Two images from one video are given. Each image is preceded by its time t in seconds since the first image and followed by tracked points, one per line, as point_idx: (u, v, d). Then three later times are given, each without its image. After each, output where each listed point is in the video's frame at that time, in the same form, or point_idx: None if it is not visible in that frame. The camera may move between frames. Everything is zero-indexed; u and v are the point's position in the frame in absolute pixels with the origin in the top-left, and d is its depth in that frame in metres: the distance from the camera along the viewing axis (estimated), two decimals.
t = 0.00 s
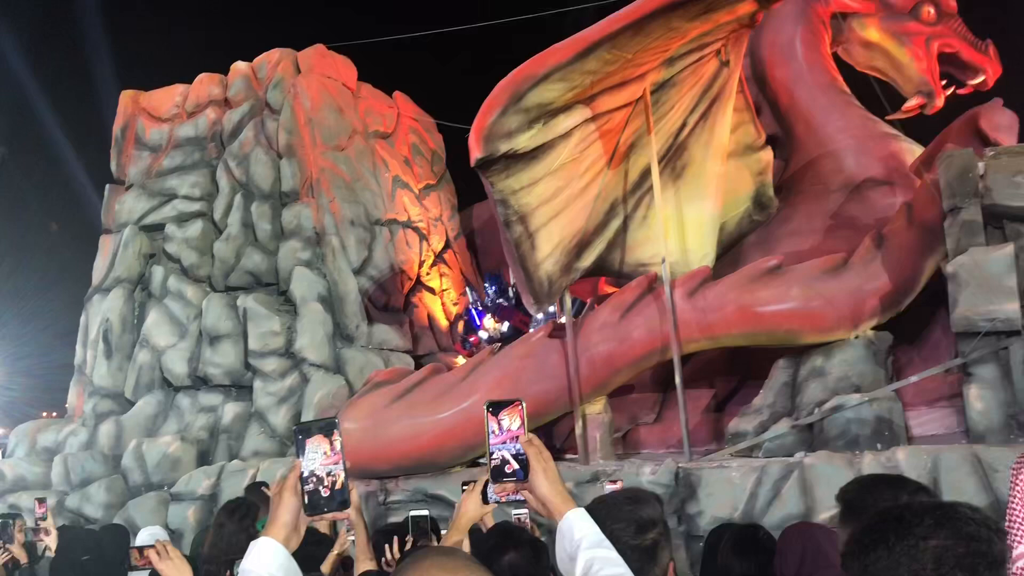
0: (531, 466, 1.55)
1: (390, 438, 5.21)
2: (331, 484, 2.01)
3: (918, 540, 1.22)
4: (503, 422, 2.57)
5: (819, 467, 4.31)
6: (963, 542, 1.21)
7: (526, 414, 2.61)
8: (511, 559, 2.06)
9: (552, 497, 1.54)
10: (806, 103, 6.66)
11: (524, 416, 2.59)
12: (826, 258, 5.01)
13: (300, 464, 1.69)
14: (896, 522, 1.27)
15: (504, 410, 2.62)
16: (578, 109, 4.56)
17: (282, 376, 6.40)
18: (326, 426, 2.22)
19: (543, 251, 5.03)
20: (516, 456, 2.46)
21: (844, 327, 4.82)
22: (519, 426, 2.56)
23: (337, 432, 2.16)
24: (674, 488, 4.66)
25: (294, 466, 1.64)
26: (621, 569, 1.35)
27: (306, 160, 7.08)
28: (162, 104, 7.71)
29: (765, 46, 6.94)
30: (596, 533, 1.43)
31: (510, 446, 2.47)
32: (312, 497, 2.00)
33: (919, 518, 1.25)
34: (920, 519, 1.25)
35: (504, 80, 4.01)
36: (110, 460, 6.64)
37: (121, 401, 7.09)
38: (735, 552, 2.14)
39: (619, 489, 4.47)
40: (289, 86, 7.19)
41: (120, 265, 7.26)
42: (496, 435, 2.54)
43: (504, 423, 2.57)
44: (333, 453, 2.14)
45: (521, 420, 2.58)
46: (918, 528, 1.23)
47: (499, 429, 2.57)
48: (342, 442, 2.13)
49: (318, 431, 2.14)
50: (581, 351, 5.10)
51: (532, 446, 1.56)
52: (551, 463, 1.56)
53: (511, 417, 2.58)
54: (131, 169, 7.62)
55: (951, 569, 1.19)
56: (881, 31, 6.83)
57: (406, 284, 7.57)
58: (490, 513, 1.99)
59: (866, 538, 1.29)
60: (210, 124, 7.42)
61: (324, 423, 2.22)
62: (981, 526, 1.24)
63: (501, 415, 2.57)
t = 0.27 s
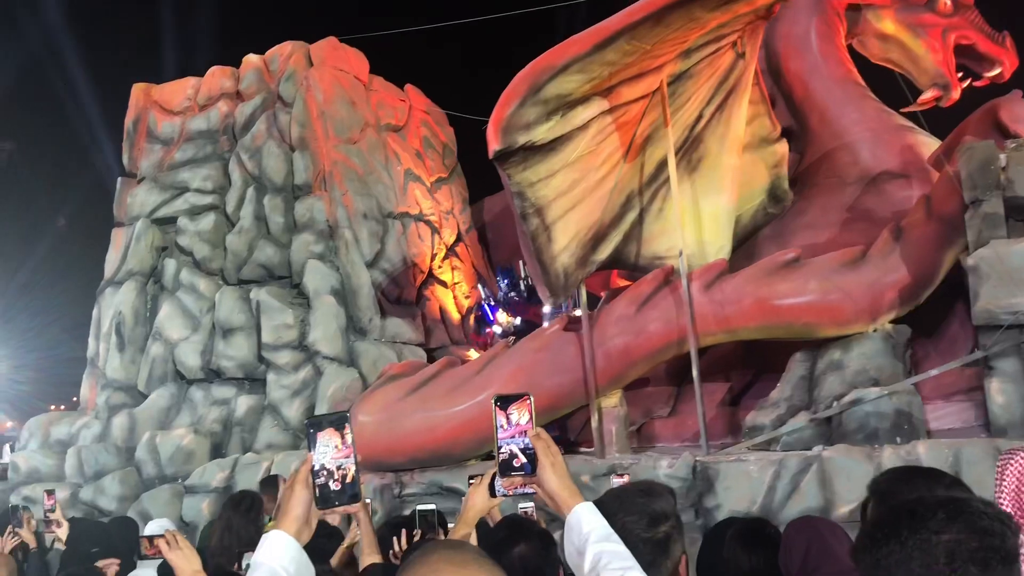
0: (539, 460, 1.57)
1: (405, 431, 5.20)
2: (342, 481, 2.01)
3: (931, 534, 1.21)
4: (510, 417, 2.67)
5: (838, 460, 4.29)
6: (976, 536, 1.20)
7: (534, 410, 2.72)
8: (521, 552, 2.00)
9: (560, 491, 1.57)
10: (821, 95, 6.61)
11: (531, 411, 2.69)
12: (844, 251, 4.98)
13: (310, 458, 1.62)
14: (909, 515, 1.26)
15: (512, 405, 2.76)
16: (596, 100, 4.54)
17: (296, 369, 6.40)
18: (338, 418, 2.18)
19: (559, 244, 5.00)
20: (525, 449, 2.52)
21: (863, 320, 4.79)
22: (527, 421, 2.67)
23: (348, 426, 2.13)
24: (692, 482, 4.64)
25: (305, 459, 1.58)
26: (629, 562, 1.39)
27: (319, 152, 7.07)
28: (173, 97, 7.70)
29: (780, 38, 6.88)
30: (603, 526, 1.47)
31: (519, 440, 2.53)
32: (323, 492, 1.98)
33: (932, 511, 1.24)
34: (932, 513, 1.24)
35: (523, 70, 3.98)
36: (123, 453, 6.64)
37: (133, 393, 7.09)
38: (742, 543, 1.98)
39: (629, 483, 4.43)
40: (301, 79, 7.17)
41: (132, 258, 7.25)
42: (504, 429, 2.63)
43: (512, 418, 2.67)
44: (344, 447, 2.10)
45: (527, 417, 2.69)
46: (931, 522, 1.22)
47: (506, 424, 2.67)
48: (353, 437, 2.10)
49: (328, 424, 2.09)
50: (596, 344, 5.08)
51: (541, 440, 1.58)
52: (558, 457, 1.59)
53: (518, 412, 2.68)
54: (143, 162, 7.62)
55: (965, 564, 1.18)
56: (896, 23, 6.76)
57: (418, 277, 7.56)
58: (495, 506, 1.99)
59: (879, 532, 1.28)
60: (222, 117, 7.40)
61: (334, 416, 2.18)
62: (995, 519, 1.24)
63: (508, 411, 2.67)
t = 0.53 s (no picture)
0: (549, 458, 1.57)
1: (418, 427, 5.19)
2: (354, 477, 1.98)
3: (942, 532, 1.19)
4: (520, 413, 2.61)
5: (856, 457, 4.27)
6: (987, 534, 1.17)
7: (545, 406, 2.64)
8: (527, 547, 1.99)
9: (569, 488, 1.56)
10: (835, 90, 6.57)
11: (542, 406, 2.62)
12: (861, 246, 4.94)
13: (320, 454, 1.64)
14: (918, 512, 1.24)
15: (523, 401, 2.69)
16: (613, 94, 4.51)
17: (309, 364, 6.39)
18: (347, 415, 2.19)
19: (574, 239, 4.97)
20: (534, 447, 2.49)
21: (880, 316, 4.75)
22: (537, 417, 2.60)
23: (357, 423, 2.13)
24: (708, 478, 4.61)
25: (315, 455, 1.59)
26: (638, 558, 1.37)
27: (331, 148, 7.06)
28: (185, 92, 7.70)
29: (793, 33, 6.86)
30: (612, 523, 1.46)
31: (529, 437, 2.51)
32: (333, 488, 1.96)
33: (943, 509, 1.22)
34: (943, 510, 1.21)
35: (541, 64, 3.97)
36: (135, 449, 6.62)
37: (144, 389, 7.09)
38: (746, 540, 1.98)
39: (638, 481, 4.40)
40: (313, 74, 7.16)
41: (144, 254, 7.24)
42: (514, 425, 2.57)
43: (523, 414, 2.61)
44: (354, 443, 2.11)
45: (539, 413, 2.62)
46: (941, 520, 1.20)
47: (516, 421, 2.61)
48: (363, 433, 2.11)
49: (338, 419, 2.11)
50: (611, 340, 5.06)
51: (551, 436, 1.62)
52: (566, 453, 1.59)
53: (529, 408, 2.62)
54: (154, 157, 7.62)
55: (974, 562, 1.15)
56: (910, 17, 6.71)
57: (429, 273, 7.54)
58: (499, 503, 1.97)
59: (889, 529, 1.26)
60: (234, 112, 7.40)
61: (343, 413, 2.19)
62: (1007, 517, 1.20)
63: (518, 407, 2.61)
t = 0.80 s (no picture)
0: (561, 460, 1.52)
1: (431, 426, 5.17)
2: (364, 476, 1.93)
3: (948, 531, 1.05)
4: (528, 413, 2.63)
5: (873, 456, 4.24)
6: (996, 534, 1.02)
7: (554, 405, 2.67)
8: (532, 546, 2.00)
9: (579, 489, 1.51)
10: (847, 87, 6.52)
11: (551, 406, 2.64)
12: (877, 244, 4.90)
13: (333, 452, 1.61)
14: (925, 510, 1.09)
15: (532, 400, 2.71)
16: (627, 91, 4.50)
17: (320, 363, 6.37)
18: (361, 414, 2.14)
19: (588, 237, 4.95)
20: (544, 447, 2.52)
21: (896, 314, 4.71)
22: (546, 417, 2.63)
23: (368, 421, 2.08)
24: (723, 477, 4.59)
25: (329, 454, 1.57)
26: (649, 560, 1.34)
27: (342, 146, 7.05)
28: (195, 90, 7.69)
29: (805, 30, 6.80)
30: (623, 523, 1.42)
31: (538, 438, 2.53)
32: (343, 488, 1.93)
33: (950, 508, 1.07)
34: (949, 510, 1.07)
35: (557, 60, 3.96)
36: (146, 447, 6.62)
37: (155, 388, 7.08)
38: (750, 540, 2.14)
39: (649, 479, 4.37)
40: (323, 72, 7.16)
41: (154, 252, 7.24)
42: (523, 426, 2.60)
43: (531, 414, 2.64)
44: (367, 443, 2.07)
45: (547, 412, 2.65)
46: (948, 518, 1.06)
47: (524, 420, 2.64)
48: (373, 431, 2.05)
49: (348, 419, 2.06)
50: (625, 338, 5.05)
51: (559, 437, 1.53)
52: (577, 454, 1.53)
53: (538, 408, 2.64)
54: (164, 156, 7.62)
55: (983, 563, 1.00)
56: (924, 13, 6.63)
57: (439, 271, 7.52)
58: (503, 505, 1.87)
59: (896, 529, 1.12)
60: (244, 110, 7.38)
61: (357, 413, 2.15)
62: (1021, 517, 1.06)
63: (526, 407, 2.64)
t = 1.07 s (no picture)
0: (571, 462, 1.50)
1: (446, 426, 5.16)
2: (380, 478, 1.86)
3: (956, 532, 1.07)
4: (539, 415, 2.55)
5: (893, 456, 4.21)
6: (1003, 534, 1.05)
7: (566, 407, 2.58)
8: (535, 549, 2.09)
9: (591, 490, 1.49)
10: (861, 86, 6.46)
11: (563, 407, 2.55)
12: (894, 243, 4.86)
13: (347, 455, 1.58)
14: (934, 512, 1.12)
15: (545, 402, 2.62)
16: (644, 90, 4.48)
17: (333, 363, 6.36)
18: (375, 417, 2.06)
19: (604, 236, 4.93)
20: (555, 447, 2.43)
21: (914, 314, 4.68)
22: (558, 418, 2.54)
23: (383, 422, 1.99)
24: (741, 478, 4.56)
25: (342, 456, 1.53)
26: (662, 563, 1.33)
27: (354, 145, 7.04)
28: (206, 91, 7.69)
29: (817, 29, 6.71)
30: (635, 526, 1.41)
31: (549, 438, 2.45)
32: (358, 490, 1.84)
33: (957, 510, 1.10)
34: (957, 511, 1.10)
35: (575, 59, 3.96)
36: (159, 448, 6.61)
37: (167, 388, 7.08)
38: (760, 540, 2.26)
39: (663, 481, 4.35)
40: (335, 72, 7.17)
41: (166, 252, 7.24)
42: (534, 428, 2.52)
43: (543, 416, 2.56)
44: (379, 445, 1.98)
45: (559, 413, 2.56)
46: (956, 520, 1.09)
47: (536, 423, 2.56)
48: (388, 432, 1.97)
49: (362, 420, 1.97)
50: (641, 338, 5.03)
51: (571, 437, 1.51)
52: (586, 452, 1.51)
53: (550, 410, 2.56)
54: (176, 156, 7.62)
55: (990, 563, 1.04)
56: (937, 12, 6.50)
57: (451, 271, 7.50)
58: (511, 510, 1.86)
59: (903, 529, 1.15)
60: (256, 110, 7.38)
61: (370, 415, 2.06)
62: None
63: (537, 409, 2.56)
